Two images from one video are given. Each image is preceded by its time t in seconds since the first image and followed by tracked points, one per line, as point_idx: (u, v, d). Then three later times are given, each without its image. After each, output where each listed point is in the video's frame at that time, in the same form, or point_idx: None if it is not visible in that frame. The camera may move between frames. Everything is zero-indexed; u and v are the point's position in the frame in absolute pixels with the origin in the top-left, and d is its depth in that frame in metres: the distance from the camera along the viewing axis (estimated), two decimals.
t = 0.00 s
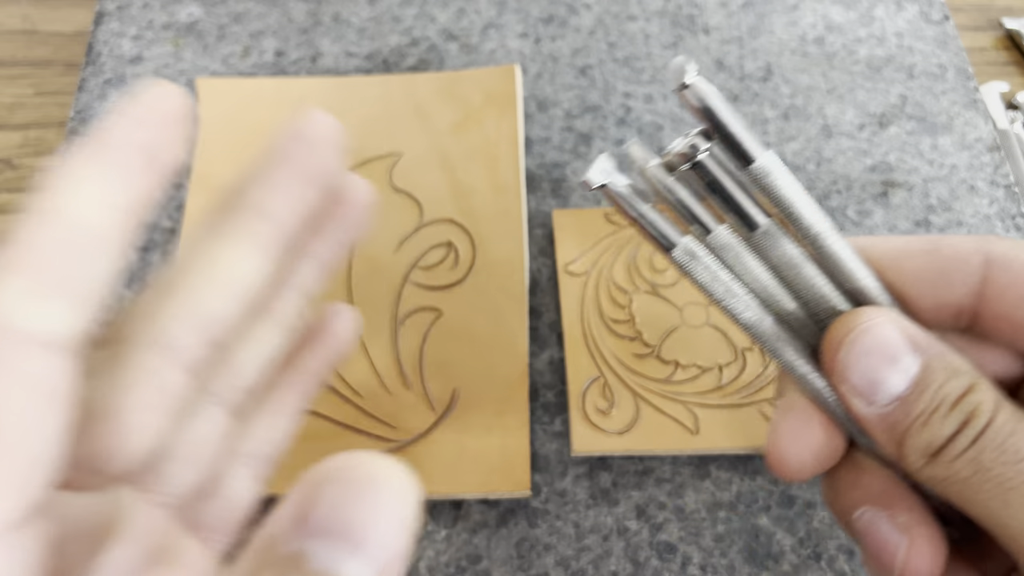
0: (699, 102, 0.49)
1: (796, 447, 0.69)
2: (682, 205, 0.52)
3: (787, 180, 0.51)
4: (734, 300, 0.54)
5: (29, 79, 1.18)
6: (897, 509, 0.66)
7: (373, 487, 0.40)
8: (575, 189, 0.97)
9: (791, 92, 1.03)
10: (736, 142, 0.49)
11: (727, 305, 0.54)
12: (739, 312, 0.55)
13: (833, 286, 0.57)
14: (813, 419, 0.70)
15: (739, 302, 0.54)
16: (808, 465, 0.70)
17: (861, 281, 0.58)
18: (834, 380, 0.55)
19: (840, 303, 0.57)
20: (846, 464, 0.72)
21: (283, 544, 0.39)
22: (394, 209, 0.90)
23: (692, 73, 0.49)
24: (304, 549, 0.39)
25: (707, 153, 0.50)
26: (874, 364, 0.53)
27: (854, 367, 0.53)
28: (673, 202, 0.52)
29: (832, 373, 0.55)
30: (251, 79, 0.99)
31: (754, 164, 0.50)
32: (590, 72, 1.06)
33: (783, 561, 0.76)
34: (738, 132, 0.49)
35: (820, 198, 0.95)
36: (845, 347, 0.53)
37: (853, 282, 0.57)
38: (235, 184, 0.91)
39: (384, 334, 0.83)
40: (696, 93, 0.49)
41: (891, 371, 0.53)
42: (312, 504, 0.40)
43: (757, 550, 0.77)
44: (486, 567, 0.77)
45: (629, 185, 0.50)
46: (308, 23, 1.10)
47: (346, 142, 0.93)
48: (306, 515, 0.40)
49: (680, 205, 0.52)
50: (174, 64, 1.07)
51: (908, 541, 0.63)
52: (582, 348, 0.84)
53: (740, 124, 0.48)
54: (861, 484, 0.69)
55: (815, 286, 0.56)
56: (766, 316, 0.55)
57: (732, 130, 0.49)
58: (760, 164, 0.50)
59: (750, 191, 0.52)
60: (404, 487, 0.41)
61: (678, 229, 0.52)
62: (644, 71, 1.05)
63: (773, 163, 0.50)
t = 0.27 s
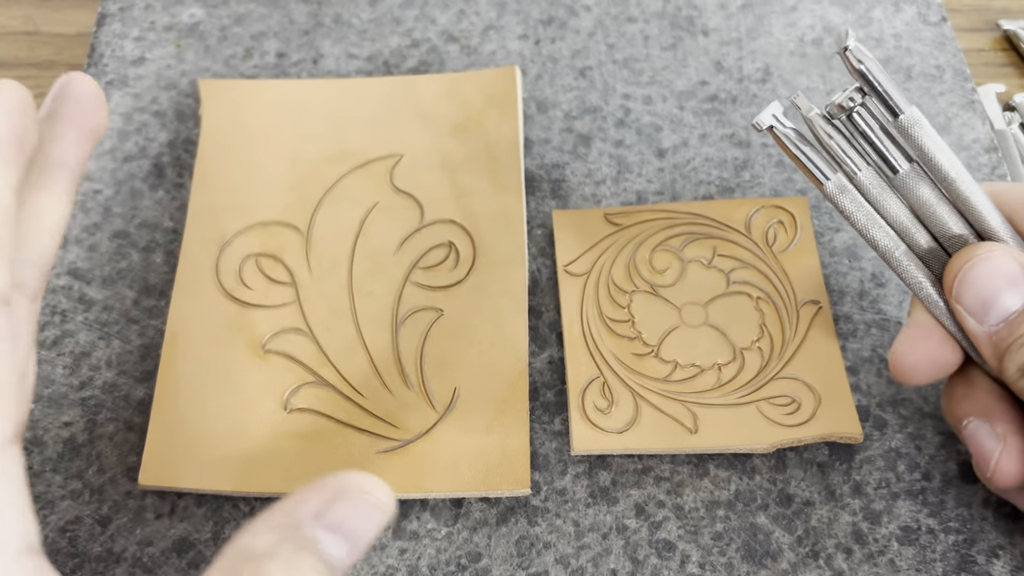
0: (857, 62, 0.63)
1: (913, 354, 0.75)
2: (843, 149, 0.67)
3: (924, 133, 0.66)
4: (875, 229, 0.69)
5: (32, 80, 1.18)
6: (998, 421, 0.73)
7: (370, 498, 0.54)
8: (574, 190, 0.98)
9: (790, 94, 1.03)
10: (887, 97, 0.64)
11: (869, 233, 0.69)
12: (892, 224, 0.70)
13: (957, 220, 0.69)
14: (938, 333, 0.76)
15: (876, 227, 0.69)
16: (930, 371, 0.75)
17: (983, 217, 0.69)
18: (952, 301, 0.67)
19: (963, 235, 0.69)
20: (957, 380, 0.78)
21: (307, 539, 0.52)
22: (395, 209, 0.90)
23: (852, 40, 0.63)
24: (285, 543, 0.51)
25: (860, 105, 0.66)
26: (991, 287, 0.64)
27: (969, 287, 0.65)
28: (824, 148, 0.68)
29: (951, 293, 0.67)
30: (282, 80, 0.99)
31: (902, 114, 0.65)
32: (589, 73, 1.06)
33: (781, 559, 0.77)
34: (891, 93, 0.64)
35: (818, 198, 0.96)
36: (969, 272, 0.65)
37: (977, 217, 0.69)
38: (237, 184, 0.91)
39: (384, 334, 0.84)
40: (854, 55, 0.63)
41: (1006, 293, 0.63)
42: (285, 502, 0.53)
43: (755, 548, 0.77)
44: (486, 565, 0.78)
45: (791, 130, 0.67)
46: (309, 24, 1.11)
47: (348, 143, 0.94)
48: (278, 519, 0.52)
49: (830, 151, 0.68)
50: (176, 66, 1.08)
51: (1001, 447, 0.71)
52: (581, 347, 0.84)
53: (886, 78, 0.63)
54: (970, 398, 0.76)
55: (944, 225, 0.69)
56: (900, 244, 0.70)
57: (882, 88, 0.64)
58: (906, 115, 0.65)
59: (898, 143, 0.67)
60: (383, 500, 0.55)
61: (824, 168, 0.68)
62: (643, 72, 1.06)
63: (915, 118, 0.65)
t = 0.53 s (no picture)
0: (850, 79, 0.62)
1: (909, 362, 0.76)
2: (840, 159, 0.68)
3: (921, 144, 0.65)
4: (872, 239, 0.70)
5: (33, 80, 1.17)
6: (988, 425, 0.73)
7: (409, 536, 0.59)
8: (574, 190, 0.98)
9: (788, 95, 1.04)
10: (880, 112, 0.63)
11: (866, 242, 0.71)
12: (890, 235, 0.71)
13: (955, 231, 0.69)
14: (934, 343, 0.76)
15: (873, 238, 0.70)
16: (925, 379, 0.76)
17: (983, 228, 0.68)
18: (948, 312, 0.68)
19: (961, 245, 0.69)
20: (955, 386, 0.78)
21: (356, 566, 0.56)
22: (395, 209, 0.91)
23: (847, 56, 0.62)
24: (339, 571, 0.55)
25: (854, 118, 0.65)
26: (984, 299, 0.64)
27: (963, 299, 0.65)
28: (822, 159, 0.69)
29: (947, 305, 0.67)
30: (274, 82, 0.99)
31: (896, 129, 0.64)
32: (589, 74, 1.07)
33: (779, 558, 0.77)
34: (885, 106, 0.63)
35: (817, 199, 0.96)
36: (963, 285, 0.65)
37: (975, 228, 0.68)
38: (238, 184, 0.92)
39: (384, 334, 0.84)
40: (848, 71, 0.62)
41: (1001, 304, 0.64)
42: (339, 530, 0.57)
43: (754, 547, 0.78)
44: (486, 564, 0.78)
45: (790, 141, 0.68)
46: (310, 26, 1.11)
47: (348, 144, 0.94)
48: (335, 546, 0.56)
49: (828, 161, 0.69)
50: (178, 67, 1.08)
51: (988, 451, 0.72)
52: (581, 347, 0.85)
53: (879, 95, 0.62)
54: (967, 403, 0.76)
55: (943, 236, 0.69)
56: (897, 253, 0.71)
57: (875, 102, 0.63)
58: (900, 129, 0.64)
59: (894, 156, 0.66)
60: (425, 540, 0.60)
61: (822, 178, 0.69)
62: (642, 73, 1.07)
63: (911, 131, 0.64)
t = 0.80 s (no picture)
0: (844, 85, 0.62)
1: (907, 363, 0.76)
2: (835, 163, 0.69)
3: (915, 148, 0.65)
4: (868, 240, 0.71)
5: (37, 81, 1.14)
6: (985, 425, 0.74)
7: (414, 536, 0.59)
8: (574, 191, 0.98)
9: (788, 95, 1.04)
10: (874, 116, 0.63)
11: (861, 243, 0.72)
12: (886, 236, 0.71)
13: (951, 232, 0.69)
14: (932, 345, 0.76)
15: (868, 239, 0.71)
16: (923, 380, 0.76)
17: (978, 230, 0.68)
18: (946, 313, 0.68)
19: (957, 246, 0.69)
20: (952, 386, 0.79)
21: (359, 564, 0.56)
22: (395, 209, 0.91)
23: (838, 61, 0.62)
24: (344, 567, 0.55)
25: (849, 121, 0.65)
26: (981, 300, 0.64)
27: (959, 300, 0.65)
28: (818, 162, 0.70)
29: (943, 306, 0.67)
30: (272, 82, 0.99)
31: (890, 132, 0.64)
32: (589, 74, 1.07)
33: (779, 558, 0.77)
34: (878, 110, 0.63)
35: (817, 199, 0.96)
36: (958, 286, 0.65)
37: (971, 230, 0.68)
38: (238, 185, 0.92)
39: (384, 333, 0.84)
40: (841, 76, 0.62)
41: (998, 306, 0.64)
42: (345, 527, 0.57)
43: (754, 547, 0.78)
44: (486, 564, 0.78)
45: (785, 145, 0.69)
46: (310, 26, 1.11)
47: (349, 144, 0.94)
48: (342, 543, 0.56)
49: (824, 164, 0.69)
50: (178, 67, 1.08)
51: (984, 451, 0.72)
52: (581, 347, 0.85)
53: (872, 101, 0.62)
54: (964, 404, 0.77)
55: (939, 237, 0.69)
56: (892, 254, 0.72)
57: (869, 107, 0.63)
58: (894, 133, 0.64)
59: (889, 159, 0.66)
60: (429, 542, 0.60)
61: (817, 181, 0.70)
62: (642, 73, 1.07)
63: (905, 135, 0.64)
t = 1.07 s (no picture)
0: (815, 104, 0.63)
1: (894, 369, 0.76)
2: (812, 178, 0.70)
3: (890, 161, 0.65)
4: (848, 253, 0.72)
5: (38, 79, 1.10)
6: (972, 429, 0.73)
7: (411, 532, 0.59)
8: (574, 191, 0.98)
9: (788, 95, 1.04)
10: (846, 131, 0.63)
11: (843, 255, 0.72)
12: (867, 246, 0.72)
13: (931, 241, 0.69)
14: (917, 350, 0.76)
15: (848, 251, 0.72)
16: (908, 385, 0.76)
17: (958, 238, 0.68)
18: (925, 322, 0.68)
19: (937, 254, 0.69)
20: (941, 390, 0.79)
21: (360, 559, 0.56)
22: (395, 209, 0.91)
23: (808, 81, 0.62)
24: (344, 563, 0.56)
25: (823, 137, 0.66)
26: (958, 308, 0.64)
27: (938, 309, 0.65)
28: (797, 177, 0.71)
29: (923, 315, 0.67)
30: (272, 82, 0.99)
31: (863, 147, 0.64)
32: (589, 74, 1.07)
33: (779, 558, 0.77)
34: (850, 126, 0.63)
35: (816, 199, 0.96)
36: (936, 295, 0.65)
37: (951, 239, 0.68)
38: (238, 184, 0.92)
39: (385, 333, 0.84)
40: (811, 95, 0.63)
41: (978, 313, 0.63)
42: (346, 522, 0.58)
43: (754, 547, 0.78)
44: (487, 563, 0.78)
45: (763, 163, 0.72)
46: (310, 26, 1.11)
47: (349, 144, 0.94)
48: (343, 539, 0.57)
49: (801, 180, 0.71)
50: (178, 67, 1.08)
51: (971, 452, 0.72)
52: (581, 347, 0.85)
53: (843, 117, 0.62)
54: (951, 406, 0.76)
55: (920, 246, 0.69)
56: (874, 265, 0.72)
57: (841, 126, 0.63)
58: (868, 148, 0.64)
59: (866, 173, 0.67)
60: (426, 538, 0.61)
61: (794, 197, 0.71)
62: (642, 73, 1.07)
63: (877, 149, 0.64)
